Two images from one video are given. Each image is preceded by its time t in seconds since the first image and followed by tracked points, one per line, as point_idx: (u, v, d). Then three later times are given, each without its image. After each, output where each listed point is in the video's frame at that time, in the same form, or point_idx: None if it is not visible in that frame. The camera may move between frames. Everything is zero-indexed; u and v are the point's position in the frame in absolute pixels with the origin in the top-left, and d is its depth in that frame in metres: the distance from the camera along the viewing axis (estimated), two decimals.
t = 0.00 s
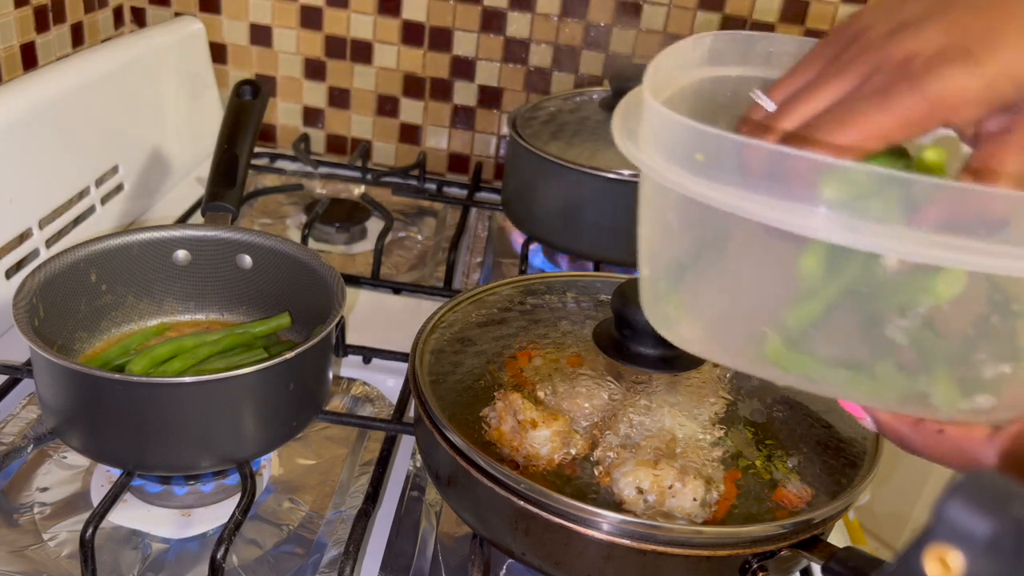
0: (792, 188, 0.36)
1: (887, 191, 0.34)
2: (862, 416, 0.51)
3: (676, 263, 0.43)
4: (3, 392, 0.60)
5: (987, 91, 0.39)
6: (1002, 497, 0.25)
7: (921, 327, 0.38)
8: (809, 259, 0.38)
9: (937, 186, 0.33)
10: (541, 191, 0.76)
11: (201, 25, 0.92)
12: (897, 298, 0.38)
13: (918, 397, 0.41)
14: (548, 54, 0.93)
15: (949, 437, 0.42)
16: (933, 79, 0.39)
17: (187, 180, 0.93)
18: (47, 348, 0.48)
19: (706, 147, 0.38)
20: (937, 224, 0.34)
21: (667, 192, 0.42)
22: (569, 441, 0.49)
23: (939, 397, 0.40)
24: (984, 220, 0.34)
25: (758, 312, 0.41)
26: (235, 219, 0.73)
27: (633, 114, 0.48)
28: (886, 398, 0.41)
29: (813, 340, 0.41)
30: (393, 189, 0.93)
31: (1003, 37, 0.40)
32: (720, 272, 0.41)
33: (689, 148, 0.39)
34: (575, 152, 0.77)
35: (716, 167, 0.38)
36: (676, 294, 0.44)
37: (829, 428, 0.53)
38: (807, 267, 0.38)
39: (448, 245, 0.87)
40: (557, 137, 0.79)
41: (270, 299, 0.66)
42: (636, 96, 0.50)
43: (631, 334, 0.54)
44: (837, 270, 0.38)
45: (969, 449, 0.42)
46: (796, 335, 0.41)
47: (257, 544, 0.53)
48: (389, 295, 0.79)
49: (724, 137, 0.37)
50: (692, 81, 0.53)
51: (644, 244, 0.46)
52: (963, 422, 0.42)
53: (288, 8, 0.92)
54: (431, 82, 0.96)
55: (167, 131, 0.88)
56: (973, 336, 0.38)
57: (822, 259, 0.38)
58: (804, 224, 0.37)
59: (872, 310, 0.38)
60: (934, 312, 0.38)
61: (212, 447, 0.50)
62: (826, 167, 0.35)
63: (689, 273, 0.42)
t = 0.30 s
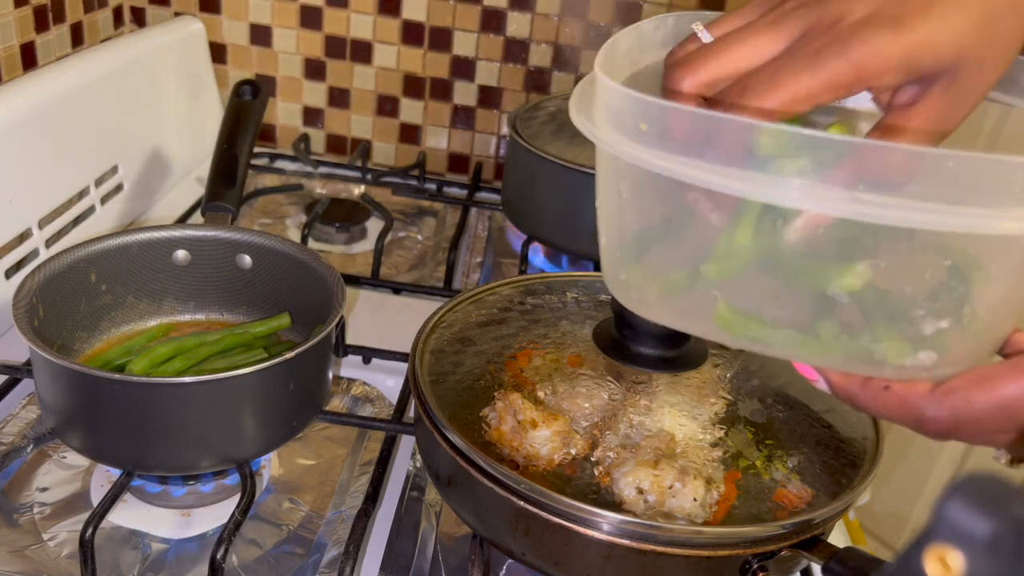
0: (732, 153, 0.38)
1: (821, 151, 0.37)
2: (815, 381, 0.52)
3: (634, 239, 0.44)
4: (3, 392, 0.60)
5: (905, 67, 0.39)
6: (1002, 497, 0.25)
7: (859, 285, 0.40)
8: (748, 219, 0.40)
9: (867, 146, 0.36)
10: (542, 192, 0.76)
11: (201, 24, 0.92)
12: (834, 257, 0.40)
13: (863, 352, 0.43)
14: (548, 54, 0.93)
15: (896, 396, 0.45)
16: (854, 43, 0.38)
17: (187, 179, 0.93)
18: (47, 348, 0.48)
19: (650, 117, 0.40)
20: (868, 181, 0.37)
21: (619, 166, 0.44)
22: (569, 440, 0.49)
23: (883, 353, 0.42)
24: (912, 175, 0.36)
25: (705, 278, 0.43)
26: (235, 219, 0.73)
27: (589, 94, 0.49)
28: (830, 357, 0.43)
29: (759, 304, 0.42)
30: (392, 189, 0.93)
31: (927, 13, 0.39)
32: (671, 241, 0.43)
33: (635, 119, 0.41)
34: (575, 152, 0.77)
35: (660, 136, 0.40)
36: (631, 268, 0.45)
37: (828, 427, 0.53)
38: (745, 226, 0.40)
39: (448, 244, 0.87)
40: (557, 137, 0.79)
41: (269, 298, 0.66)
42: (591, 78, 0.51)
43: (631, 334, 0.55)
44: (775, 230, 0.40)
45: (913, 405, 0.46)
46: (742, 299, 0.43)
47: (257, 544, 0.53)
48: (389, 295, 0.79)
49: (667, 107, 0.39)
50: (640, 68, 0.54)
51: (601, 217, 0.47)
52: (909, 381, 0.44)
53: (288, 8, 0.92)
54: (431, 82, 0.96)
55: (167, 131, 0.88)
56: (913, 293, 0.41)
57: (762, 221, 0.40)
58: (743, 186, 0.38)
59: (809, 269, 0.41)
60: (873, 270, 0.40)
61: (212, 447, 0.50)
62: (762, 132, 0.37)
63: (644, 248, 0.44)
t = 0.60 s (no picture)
0: (731, 167, 0.38)
1: (821, 165, 0.37)
2: (805, 398, 0.50)
3: (628, 255, 0.44)
4: (3, 392, 0.60)
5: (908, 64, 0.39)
6: (1002, 497, 0.25)
7: (854, 298, 0.40)
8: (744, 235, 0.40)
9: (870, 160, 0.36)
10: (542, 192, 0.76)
11: (201, 24, 0.92)
12: (827, 270, 0.40)
13: (858, 368, 0.42)
14: (548, 53, 0.93)
15: (889, 413, 0.45)
16: (861, 42, 0.38)
17: (187, 180, 0.93)
18: (47, 348, 0.48)
19: (647, 129, 0.40)
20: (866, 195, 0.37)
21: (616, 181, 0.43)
22: (569, 441, 0.49)
23: (875, 367, 0.42)
24: (912, 189, 0.37)
25: (700, 292, 0.43)
26: (235, 219, 0.73)
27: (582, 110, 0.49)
28: (827, 372, 0.42)
29: (754, 323, 0.42)
30: (392, 189, 0.93)
31: (928, 9, 0.39)
32: (666, 255, 0.43)
33: (632, 131, 0.41)
34: (575, 152, 0.77)
35: (659, 149, 0.40)
36: (623, 281, 0.45)
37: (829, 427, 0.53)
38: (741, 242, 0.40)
39: (448, 244, 0.87)
40: (557, 137, 0.79)
41: (269, 299, 0.66)
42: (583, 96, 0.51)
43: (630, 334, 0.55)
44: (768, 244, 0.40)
45: (906, 421, 0.45)
46: (737, 315, 0.42)
47: (256, 544, 0.53)
48: (389, 295, 0.79)
49: (665, 120, 0.39)
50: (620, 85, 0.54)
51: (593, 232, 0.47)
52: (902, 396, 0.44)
53: (288, 8, 0.92)
54: (431, 82, 0.96)
55: (167, 131, 0.88)
56: (912, 304, 0.41)
57: (758, 234, 0.40)
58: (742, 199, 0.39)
59: (801, 287, 0.41)
60: (871, 284, 0.40)
61: (212, 447, 0.50)
62: (761, 144, 0.37)
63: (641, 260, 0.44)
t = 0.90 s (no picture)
0: (742, 191, 0.39)
1: (823, 188, 0.37)
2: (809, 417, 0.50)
3: (630, 276, 0.44)
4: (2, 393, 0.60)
5: (911, 80, 0.39)
6: (1002, 497, 0.24)
7: (860, 319, 0.41)
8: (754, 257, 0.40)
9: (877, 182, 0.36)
10: (542, 191, 0.76)
11: (200, 24, 0.92)
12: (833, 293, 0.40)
13: (864, 388, 0.42)
14: (548, 54, 0.93)
15: (894, 432, 0.46)
16: (866, 57, 0.38)
17: (187, 180, 0.93)
18: (46, 348, 0.48)
19: (655, 151, 0.40)
20: (873, 220, 0.37)
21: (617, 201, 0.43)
22: (569, 441, 0.49)
23: (884, 388, 0.42)
24: (914, 211, 0.37)
25: (707, 315, 0.43)
26: (235, 220, 0.73)
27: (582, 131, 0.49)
28: (832, 393, 0.43)
29: (762, 344, 0.42)
30: (392, 189, 0.93)
31: (931, 23, 0.40)
32: (672, 278, 0.43)
33: (640, 154, 0.41)
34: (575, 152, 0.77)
35: (668, 172, 0.40)
36: (625, 302, 0.45)
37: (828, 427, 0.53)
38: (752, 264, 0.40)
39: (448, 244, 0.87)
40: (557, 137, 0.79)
41: (269, 300, 0.66)
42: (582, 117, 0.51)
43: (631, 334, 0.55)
44: (777, 266, 0.40)
45: (910, 439, 0.46)
46: (746, 338, 0.43)
47: (256, 544, 0.53)
48: (389, 295, 0.79)
49: (674, 141, 0.39)
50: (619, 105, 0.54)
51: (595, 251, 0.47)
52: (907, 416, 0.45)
53: (288, 8, 0.92)
54: (431, 82, 0.96)
55: (166, 130, 0.88)
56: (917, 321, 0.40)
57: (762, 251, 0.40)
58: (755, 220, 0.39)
59: (809, 311, 0.41)
60: (877, 305, 0.40)
61: (211, 447, 0.50)
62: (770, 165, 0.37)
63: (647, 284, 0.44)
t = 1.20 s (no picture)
0: (696, 212, 0.40)
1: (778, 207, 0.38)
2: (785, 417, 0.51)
3: (594, 294, 0.45)
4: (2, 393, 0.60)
5: (863, 23, 0.41)
6: (1002, 497, 0.24)
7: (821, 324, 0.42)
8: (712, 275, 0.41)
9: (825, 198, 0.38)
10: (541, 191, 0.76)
11: (200, 24, 0.92)
12: (791, 302, 0.42)
13: (827, 389, 0.44)
14: (547, 53, 0.93)
15: (859, 429, 0.47)
16: None
17: (187, 180, 0.93)
18: (46, 348, 0.48)
19: (609, 178, 0.40)
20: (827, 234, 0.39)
21: (578, 226, 0.44)
22: (569, 441, 0.49)
23: (847, 388, 0.44)
24: (865, 223, 0.39)
25: (670, 329, 0.44)
26: (235, 220, 0.73)
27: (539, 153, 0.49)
28: (797, 395, 0.44)
29: (724, 350, 0.43)
30: (392, 189, 0.93)
31: None
32: (637, 295, 0.44)
33: (592, 181, 0.41)
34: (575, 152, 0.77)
35: (626, 198, 0.41)
36: (596, 319, 0.46)
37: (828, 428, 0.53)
38: (711, 279, 0.41)
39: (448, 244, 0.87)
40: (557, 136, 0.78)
41: (269, 300, 0.66)
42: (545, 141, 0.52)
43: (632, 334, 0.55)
44: (734, 281, 0.41)
45: (877, 436, 0.47)
46: (711, 348, 0.44)
47: (256, 545, 0.53)
48: (389, 295, 0.79)
49: (626, 168, 0.40)
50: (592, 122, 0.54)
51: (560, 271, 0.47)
52: (872, 414, 0.46)
53: (288, 8, 0.92)
54: (431, 82, 0.96)
55: (166, 131, 0.88)
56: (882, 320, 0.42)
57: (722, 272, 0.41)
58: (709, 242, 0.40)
59: (769, 322, 0.42)
60: (828, 311, 0.42)
61: (211, 447, 0.50)
62: (720, 187, 0.39)
63: (612, 299, 0.44)
